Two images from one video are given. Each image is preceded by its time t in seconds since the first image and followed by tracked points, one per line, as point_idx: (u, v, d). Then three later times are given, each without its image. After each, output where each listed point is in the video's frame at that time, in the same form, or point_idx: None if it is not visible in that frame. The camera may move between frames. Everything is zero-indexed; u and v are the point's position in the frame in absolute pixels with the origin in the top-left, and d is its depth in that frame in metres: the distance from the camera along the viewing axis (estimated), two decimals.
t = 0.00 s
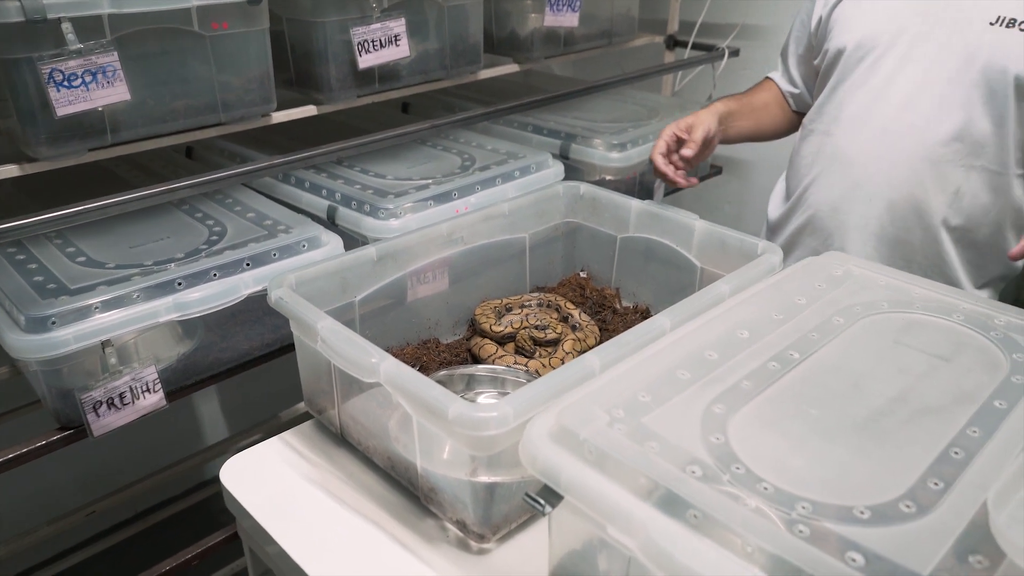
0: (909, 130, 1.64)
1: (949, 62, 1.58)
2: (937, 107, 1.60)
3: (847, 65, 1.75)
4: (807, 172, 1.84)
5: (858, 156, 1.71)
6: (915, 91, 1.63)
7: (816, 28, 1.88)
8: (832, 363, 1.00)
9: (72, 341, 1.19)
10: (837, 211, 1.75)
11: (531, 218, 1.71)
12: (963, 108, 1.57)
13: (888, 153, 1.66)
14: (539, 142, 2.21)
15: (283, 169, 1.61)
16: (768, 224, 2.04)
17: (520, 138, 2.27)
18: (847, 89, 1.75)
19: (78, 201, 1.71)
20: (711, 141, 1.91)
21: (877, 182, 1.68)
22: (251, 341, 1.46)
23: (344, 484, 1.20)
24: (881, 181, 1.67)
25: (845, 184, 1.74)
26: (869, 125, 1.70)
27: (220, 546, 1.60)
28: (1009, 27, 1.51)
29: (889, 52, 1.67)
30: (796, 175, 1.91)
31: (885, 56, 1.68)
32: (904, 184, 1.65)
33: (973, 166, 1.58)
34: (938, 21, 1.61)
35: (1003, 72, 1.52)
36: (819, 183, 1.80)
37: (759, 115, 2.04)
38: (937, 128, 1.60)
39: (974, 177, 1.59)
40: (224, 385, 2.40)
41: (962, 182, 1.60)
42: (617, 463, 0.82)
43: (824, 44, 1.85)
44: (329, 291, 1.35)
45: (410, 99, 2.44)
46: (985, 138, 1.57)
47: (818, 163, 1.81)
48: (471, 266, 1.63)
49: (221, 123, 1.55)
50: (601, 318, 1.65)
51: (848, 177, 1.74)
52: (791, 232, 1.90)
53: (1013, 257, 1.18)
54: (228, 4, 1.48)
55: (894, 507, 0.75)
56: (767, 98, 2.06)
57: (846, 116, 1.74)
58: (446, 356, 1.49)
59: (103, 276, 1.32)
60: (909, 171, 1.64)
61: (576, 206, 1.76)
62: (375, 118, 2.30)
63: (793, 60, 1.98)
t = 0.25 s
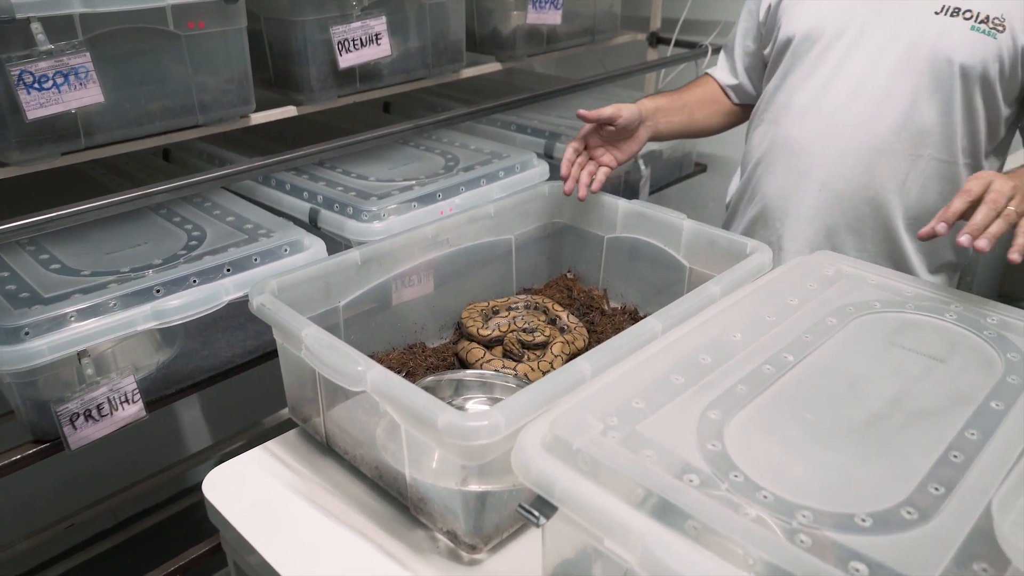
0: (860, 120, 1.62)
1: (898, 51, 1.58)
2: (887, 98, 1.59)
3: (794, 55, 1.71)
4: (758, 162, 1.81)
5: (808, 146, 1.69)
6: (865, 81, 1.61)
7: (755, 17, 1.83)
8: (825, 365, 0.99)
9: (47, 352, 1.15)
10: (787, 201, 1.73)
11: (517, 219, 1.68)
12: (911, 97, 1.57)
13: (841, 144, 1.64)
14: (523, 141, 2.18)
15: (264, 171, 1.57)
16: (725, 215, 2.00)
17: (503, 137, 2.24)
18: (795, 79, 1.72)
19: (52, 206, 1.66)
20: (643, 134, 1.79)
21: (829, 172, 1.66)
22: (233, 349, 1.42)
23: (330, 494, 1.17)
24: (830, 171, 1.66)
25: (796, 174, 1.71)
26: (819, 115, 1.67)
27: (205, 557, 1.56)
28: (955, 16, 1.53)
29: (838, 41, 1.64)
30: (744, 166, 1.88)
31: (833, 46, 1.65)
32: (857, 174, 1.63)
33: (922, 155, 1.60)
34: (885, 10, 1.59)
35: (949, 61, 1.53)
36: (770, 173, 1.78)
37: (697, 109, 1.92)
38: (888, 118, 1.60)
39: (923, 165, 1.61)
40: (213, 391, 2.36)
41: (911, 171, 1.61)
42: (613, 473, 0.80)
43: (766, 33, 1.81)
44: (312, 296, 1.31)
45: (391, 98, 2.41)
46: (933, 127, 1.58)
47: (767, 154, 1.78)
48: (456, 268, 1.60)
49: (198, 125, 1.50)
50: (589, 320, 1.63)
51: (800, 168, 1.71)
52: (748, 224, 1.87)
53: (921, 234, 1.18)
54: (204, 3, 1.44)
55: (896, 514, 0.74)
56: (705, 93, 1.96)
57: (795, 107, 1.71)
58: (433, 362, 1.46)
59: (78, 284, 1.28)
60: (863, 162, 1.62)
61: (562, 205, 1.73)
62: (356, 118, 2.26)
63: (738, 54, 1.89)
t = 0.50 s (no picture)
0: (827, 120, 1.62)
1: (858, 51, 1.58)
2: (850, 98, 1.60)
3: (757, 57, 1.71)
4: (727, 162, 1.81)
5: (785, 148, 1.68)
6: (828, 82, 1.61)
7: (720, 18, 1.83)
8: (828, 371, 0.97)
9: (28, 361, 1.12)
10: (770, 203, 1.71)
11: (511, 220, 1.65)
12: (873, 96, 1.58)
13: (810, 144, 1.65)
14: (516, 141, 2.15)
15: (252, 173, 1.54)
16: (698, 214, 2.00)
17: (496, 137, 2.21)
18: (760, 82, 1.71)
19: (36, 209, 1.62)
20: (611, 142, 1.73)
21: (802, 171, 1.67)
22: (221, 355, 1.39)
23: (320, 505, 1.14)
24: (807, 171, 1.66)
25: (767, 175, 1.72)
26: (786, 117, 1.67)
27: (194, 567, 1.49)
28: (912, 14, 1.53)
29: (801, 42, 1.64)
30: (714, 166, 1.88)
31: (795, 47, 1.65)
32: (828, 174, 1.64)
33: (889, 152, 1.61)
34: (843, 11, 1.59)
35: (909, 59, 1.53)
36: (739, 173, 1.78)
37: (666, 114, 1.89)
38: (853, 117, 1.60)
39: (888, 162, 1.62)
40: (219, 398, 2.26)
41: (877, 169, 1.62)
42: (612, 486, 0.77)
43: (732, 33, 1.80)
44: (301, 302, 1.28)
45: (382, 98, 2.38)
46: (897, 124, 1.59)
47: (735, 155, 1.78)
48: (449, 271, 1.58)
49: (184, 126, 1.47)
50: (585, 323, 1.61)
51: (773, 168, 1.71)
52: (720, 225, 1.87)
53: (845, 224, 1.15)
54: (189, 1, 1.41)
55: (904, 528, 0.72)
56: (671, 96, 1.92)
57: (761, 109, 1.71)
58: (425, 367, 1.44)
59: (59, 290, 1.24)
60: (835, 160, 1.63)
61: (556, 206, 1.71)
62: (347, 119, 2.23)
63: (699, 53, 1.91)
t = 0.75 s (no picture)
0: (802, 114, 1.56)
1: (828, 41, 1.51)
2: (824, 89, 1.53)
3: (728, 49, 1.64)
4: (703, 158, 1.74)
5: (758, 144, 1.61)
6: (801, 74, 1.54)
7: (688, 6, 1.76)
8: (835, 372, 0.93)
9: (5, 362, 1.07)
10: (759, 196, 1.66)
11: (506, 213, 1.61)
12: (851, 87, 1.51)
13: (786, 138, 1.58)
14: (514, 131, 2.11)
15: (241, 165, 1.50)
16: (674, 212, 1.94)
17: (492, 128, 2.16)
18: (732, 75, 1.64)
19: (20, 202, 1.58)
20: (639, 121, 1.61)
21: (781, 166, 1.60)
22: (208, 352, 1.35)
23: (309, 508, 1.11)
24: (787, 165, 1.59)
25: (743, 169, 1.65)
26: (758, 111, 1.60)
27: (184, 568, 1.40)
28: None
29: (771, 33, 1.56)
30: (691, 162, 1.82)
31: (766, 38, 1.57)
32: (808, 169, 1.58)
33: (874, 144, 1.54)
34: None
35: (881, 47, 1.46)
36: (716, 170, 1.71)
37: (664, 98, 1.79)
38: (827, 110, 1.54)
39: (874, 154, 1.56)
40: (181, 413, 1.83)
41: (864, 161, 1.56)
42: (610, 496, 0.73)
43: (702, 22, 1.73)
44: (288, 299, 1.24)
45: (377, 87, 2.33)
46: (872, 116, 1.53)
47: (712, 151, 1.71)
48: (444, 265, 1.54)
49: (169, 117, 1.42)
50: (583, 319, 1.57)
51: (749, 164, 1.64)
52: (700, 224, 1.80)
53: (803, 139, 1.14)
54: None
55: (917, 541, 0.69)
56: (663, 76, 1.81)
57: (734, 103, 1.63)
58: (418, 365, 1.40)
59: (39, 287, 1.20)
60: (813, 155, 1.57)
61: (554, 198, 1.66)
62: (340, 108, 2.18)
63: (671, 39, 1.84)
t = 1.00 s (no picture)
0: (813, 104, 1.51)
1: (840, 28, 1.46)
2: (834, 78, 1.49)
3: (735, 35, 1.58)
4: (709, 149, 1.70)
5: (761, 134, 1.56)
6: (809, 62, 1.50)
7: None
8: (841, 370, 0.91)
9: None
10: (764, 187, 1.61)
11: (505, 203, 1.58)
12: (863, 76, 1.48)
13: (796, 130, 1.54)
14: (514, 119, 2.07)
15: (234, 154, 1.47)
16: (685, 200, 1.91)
17: (492, 115, 2.13)
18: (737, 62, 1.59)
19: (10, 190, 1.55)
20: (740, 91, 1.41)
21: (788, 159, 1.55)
22: (201, 345, 1.33)
23: (301, 505, 1.09)
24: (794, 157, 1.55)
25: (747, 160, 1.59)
26: (766, 101, 1.55)
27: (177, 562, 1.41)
28: None
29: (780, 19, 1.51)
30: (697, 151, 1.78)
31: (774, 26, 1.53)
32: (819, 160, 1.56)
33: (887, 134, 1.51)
34: None
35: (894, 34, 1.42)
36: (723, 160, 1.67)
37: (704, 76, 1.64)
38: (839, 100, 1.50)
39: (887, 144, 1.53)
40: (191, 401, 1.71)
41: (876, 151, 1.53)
42: (609, 501, 0.71)
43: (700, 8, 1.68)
44: (282, 291, 1.22)
45: (375, 74, 2.30)
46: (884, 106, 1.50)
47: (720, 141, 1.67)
48: (441, 256, 1.51)
49: (160, 105, 1.39)
50: (583, 311, 1.54)
51: (757, 154, 1.60)
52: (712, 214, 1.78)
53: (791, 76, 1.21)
54: None
55: (925, 550, 0.66)
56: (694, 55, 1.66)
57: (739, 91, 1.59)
58: (415, 358, 1.37)
59: (26, 279, 1.17)
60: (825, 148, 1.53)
61: (553, 188, 1.63)
62: (337, 95, 2.14)
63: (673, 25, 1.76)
